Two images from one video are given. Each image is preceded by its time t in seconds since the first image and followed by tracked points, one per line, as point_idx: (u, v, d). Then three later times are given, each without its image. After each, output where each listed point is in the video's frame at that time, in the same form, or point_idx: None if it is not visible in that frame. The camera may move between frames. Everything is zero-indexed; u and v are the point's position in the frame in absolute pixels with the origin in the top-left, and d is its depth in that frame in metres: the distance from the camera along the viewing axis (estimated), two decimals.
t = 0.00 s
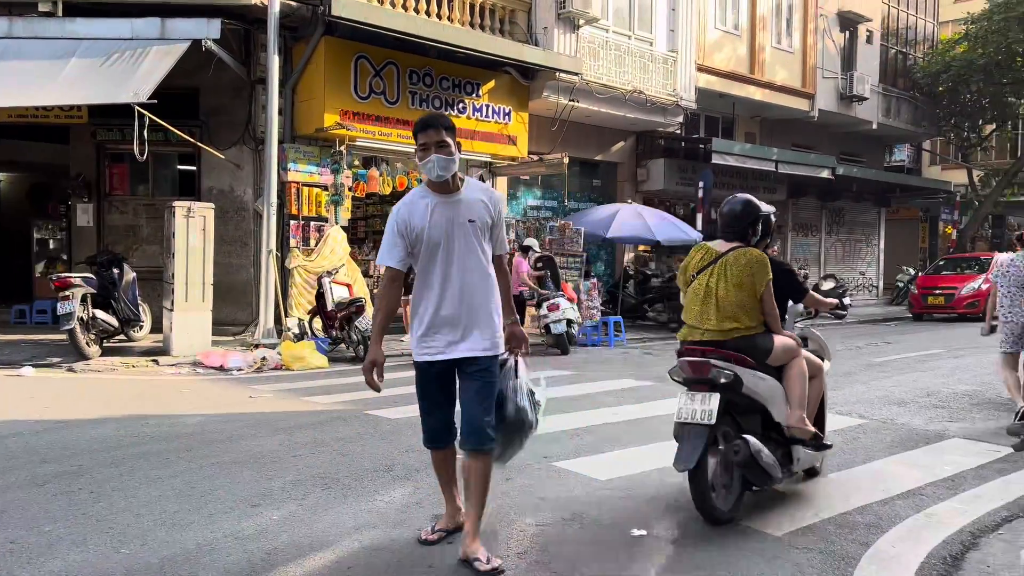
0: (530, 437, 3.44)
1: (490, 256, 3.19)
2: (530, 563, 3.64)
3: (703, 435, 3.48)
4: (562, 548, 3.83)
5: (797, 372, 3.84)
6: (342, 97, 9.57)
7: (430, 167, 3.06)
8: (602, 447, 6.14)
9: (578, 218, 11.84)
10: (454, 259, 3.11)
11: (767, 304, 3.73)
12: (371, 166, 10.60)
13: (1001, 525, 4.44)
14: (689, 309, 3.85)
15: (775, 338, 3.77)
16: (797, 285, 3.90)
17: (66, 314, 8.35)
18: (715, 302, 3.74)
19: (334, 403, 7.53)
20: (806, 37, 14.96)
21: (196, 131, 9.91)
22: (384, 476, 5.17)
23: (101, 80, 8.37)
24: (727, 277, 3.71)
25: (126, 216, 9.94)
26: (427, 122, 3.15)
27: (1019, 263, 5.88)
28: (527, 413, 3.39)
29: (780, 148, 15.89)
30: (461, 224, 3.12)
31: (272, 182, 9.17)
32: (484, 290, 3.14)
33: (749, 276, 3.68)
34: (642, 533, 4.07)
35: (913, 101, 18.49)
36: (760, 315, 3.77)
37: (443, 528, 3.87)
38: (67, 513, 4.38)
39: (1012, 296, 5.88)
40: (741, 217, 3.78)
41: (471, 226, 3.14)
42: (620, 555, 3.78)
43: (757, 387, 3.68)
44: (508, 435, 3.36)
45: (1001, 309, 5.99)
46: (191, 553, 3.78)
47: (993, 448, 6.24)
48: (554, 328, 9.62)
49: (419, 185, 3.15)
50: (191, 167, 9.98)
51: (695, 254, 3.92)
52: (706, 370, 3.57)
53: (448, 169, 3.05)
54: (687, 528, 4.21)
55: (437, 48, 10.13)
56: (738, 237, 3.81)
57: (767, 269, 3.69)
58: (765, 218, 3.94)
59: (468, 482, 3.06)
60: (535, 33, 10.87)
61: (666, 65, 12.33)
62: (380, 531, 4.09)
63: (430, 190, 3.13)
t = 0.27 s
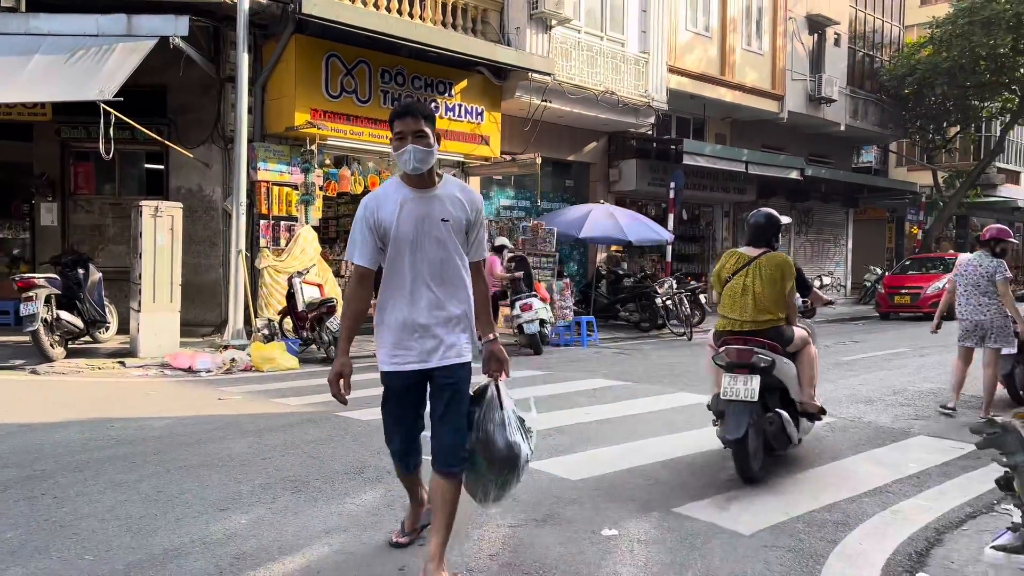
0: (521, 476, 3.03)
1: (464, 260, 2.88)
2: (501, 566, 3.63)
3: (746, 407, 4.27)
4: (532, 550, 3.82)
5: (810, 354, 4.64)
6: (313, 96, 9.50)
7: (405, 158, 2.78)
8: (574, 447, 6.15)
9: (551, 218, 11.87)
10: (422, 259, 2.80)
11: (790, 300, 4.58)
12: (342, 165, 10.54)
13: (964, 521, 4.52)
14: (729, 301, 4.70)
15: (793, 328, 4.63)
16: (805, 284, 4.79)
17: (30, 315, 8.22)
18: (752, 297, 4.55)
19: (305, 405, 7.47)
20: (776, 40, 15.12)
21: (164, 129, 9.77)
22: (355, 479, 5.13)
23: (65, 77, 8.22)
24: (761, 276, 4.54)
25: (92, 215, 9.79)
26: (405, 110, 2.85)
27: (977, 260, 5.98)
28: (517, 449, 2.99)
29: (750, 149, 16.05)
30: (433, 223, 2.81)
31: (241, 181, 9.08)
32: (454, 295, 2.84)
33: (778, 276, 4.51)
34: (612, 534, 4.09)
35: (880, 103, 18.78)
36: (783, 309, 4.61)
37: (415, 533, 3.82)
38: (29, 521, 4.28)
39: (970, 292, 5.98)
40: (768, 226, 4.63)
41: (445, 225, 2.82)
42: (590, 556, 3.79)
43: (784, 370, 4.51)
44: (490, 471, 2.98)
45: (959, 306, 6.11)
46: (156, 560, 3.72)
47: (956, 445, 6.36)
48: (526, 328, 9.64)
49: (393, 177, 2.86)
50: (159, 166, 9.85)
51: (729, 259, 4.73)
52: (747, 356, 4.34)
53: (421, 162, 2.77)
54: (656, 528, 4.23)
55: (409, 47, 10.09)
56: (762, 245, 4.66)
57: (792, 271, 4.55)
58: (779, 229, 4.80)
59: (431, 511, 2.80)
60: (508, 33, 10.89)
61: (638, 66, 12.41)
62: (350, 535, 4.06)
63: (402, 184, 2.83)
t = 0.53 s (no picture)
0: (516, 493, 2.75)
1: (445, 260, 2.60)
2: (477, 568, 3.62)
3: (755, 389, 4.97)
4: (507, 552, 3.81)
5: (805, 344, 5.36)
6: (287, 94, 9.43)
7: (381, 147, 2.53)
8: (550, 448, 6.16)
9: (527, 218, 11.88)
10: (397, 258, 2.53)
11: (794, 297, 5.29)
12: (317, 164, 10.48)
13: (934, 519, 4.59)
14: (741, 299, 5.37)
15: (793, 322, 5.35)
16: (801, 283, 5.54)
17: None
18: (761, 294, 5.23)
19: (280, 407, 7.42)
20: (750, 42, 15.25)
21: (135, 128, 9.65)
22: (330, 482, 5.10)
23: (34, 74, 8.08)
24: (769, 275, 5.21)
25: (61, 215, 9.67)
26: (380, 95, 2.60)
27: (933, 260, 6.11)
28: (509, 462, 2.73)
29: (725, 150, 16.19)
30: (411, 218, 2.54)
31: (214, 180, 8.99)
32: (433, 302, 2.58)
33: (784, 277, 5.20)
34: (587, 535, 4.11)
35: (853, 105, 19.01)
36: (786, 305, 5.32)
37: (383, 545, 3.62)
38: None
39: (927, 293, 6.09)
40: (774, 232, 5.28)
41: (424, 222, 2.55)
42: (565, 557, 3.79)
43: (788, 358, 5.22)
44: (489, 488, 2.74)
45: (918, 306, 6.21)
46: (127, 566, 3.67)
47: (926, 443, 6.45)
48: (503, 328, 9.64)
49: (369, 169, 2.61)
50: (130, 165, 9.73)
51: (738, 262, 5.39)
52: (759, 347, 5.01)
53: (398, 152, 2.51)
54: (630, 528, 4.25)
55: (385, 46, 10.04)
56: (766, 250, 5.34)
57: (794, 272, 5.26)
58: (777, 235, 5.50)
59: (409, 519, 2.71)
60: (484, 33, 10.90)
61: (614, 67, 12.47)
62: (324, 538, 4.04)
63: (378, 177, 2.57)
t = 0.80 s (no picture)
0: (482, 536, 2.36)
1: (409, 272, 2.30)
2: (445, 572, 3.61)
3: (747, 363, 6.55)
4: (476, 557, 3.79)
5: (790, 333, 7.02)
6: (255, 93, 9.36)
7: (323, 149, 2.25)
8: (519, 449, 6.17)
9: (499, 218, 11.89)
10: (352, 274, 2.24)
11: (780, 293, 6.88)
12: (286, 164, 10.39)
13: (898, 516, 4.68)
14: (743, 292, 7.02)
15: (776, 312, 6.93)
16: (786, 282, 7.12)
17: None
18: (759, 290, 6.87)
19: (249, 409, 7.34)
20: (719, 44, 15.44)
21: (99, 126, 9.50)
22: (297, 486, 5.06)
23: None
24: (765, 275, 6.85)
25: (22, 214, 9.46)
26: (318, 90, 2.31)
27: (881, 260, 6.26)
28: (473, 504, 2.35)
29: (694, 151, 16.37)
30: (365, 229, 2.24)
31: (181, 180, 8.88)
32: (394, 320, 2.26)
33: (776, 276, 6.85)
34: (557, 536, 4.12)
35: (820, 107, 19.29)
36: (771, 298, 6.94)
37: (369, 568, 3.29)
38: None
39: (875, 290, 6.23)
40: (769, 240, 6.86)
41: (380, 231, 2.25)
42: (534, 560, 3.80)
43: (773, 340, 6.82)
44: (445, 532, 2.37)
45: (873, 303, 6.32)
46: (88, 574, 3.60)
47: (890, 442, 6.57)
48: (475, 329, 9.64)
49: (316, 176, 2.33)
50: (94, 163, 9.58)
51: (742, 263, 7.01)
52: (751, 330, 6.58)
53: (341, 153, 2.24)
54: (598, 529, 4.27)
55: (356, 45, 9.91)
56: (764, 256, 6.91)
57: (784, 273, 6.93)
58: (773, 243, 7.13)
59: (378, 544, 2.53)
60: (455, 33, 10.89)
61: (585, 68, 12.52)
62: (291, 543, 4.00)
63: (326, 185, 2.28)
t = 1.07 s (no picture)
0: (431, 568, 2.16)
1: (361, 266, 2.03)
2: None
3: (743, 356, 6.93)
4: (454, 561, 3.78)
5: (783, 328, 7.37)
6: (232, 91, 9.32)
7: (262, 128, 2.03)
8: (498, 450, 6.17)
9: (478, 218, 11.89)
10: (295, 268, 1.99)
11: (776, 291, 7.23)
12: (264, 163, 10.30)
13: (873, 514, 4.75)
14: (742, 291, 7.30)
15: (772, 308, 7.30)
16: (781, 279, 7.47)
17: None
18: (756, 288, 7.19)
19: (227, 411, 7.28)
20: (697, 45, 15.52)
21: (73, 125, 9.39)
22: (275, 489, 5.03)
23: None
24: (762, 275, 7.15)
25: None
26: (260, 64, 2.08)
27: (852, 260, 6.35)
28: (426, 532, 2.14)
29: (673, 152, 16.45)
30: (309, 217, 1.99)
31: (158, 179, 8.82)
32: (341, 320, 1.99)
33: (772, 275, 7.16)
34: (536, 538, 4.13)
35: (796, 109, 19.44)
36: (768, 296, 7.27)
37: None
38: None
39: (846, 290, 6.31)
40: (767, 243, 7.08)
41: (327, 219, 2.00)
42: (513, 562, 3.80)
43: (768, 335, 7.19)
44: (393, 556, 2.17)
45: (848, 304, 6.34)
46: None
47: (866, 441, 6.66)
48: (455, 330, 9.63)
49: (264, 159, 2.11)
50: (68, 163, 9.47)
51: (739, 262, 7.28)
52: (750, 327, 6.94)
53: (280, 132, 2.00)
54: (577, 530, 4.29)
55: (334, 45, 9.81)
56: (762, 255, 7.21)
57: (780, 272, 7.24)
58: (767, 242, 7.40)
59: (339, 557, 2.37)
60: (434, 32, 10.85)
61: (563, 69, 12.56)
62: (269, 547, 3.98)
63: (269, 169, 2.06)
